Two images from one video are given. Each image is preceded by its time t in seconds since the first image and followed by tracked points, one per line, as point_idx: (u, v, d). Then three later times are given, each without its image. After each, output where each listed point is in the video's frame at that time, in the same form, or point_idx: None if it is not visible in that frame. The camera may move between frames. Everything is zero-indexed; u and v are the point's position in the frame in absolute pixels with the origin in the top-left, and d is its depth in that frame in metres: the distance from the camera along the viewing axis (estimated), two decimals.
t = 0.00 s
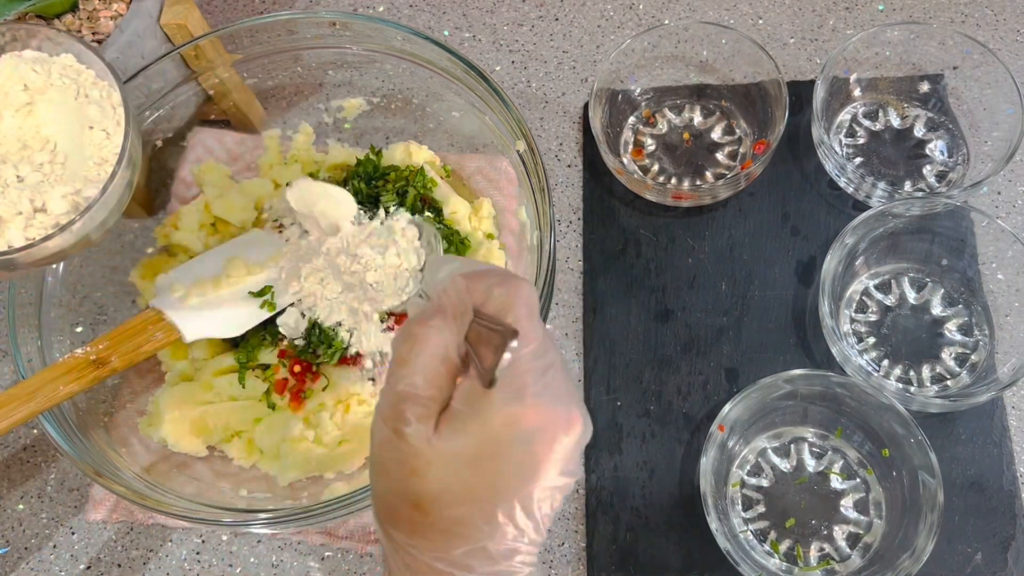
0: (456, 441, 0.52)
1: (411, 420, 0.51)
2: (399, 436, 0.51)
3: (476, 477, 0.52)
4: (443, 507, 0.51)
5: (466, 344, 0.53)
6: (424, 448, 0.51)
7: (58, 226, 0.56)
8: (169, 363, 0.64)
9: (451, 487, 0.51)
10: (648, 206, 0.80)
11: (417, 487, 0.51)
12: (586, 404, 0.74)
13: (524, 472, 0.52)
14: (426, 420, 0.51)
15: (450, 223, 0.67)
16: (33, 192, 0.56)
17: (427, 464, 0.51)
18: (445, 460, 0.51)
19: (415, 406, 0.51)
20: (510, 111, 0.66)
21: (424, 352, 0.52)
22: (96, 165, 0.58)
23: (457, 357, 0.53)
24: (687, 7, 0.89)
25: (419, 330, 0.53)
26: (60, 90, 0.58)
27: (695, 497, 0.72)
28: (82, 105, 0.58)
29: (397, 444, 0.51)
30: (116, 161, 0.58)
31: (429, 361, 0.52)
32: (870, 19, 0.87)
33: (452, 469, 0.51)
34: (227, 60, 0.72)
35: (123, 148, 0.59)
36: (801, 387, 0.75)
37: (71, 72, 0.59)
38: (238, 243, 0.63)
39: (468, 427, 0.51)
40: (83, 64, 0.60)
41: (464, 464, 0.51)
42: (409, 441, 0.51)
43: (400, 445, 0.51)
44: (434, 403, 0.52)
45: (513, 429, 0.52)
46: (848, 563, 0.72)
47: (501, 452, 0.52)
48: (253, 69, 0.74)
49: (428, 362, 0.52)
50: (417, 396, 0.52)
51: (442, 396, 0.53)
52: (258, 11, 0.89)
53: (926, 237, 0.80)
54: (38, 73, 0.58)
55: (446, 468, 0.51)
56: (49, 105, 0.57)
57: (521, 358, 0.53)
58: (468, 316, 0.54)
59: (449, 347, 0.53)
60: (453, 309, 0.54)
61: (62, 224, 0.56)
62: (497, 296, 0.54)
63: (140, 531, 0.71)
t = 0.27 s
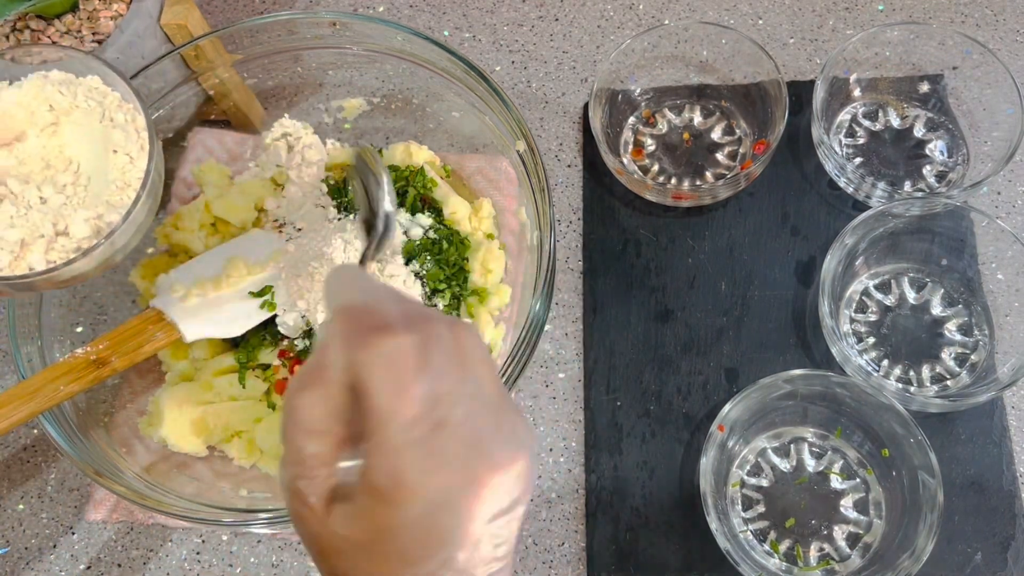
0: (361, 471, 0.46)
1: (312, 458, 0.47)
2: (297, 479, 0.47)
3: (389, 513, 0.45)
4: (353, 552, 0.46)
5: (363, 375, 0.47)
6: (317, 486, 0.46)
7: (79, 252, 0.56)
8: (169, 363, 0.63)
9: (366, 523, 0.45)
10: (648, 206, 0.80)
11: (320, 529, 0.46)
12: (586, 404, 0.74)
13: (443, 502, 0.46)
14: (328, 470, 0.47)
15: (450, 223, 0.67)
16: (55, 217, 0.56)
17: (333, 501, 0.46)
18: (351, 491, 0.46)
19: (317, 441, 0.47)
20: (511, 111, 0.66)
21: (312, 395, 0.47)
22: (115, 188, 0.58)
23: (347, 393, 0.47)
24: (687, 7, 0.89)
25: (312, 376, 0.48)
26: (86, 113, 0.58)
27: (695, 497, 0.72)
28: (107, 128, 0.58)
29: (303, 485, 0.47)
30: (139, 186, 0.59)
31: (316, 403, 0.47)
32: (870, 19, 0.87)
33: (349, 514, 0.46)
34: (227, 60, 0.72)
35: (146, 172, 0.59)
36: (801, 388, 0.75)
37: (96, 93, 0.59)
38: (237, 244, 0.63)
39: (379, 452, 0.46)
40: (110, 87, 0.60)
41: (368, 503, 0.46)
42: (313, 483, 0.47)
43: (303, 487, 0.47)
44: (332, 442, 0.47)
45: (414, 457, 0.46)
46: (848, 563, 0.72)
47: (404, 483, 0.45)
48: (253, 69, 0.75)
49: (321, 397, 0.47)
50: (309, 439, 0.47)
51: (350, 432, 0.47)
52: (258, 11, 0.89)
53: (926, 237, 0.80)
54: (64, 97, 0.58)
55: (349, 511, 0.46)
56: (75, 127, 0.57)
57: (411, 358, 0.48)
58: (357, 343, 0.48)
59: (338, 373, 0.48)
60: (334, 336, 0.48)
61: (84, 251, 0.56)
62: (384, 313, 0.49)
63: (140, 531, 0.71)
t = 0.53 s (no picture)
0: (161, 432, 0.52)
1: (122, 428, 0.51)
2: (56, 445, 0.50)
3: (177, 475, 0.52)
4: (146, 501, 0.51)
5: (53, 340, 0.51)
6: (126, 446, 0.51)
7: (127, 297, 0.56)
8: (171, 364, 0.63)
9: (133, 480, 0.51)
10: (648, 206, 0.80)
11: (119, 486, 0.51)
12: (586, 404, 0.74)
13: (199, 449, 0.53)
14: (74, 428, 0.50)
15: (450, 223, 0.67)
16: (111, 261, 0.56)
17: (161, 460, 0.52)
18: (165, 455, 0.52)
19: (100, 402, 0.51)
20: (511, 111, 0.66)
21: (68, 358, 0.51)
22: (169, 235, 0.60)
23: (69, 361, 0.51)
24: (687, 7, 0.89)
25: (99, 337, 0.51)
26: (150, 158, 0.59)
27: (695, 497, 0.72)
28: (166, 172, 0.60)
29: (138, 438, 0.51)
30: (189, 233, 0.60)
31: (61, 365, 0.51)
32: (870, 18, 0.87)
33: (110, 463, 0.51)
34: (228, 60, 0.72)
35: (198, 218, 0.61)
36: (801, 387, 0.75)
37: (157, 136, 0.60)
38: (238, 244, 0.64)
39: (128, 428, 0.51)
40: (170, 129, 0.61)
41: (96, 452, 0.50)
42: (120, 442, 0.51)
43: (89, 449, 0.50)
44: (69, 392, 0.51)
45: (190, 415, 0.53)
46: (848, 563, 0.72)
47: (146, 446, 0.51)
48: (253, 70, 0.75)
49: (114, 361, 0.52)
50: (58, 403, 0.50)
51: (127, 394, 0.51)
52: (258, 11, 0.89)
53: (926, 237, 0.80)
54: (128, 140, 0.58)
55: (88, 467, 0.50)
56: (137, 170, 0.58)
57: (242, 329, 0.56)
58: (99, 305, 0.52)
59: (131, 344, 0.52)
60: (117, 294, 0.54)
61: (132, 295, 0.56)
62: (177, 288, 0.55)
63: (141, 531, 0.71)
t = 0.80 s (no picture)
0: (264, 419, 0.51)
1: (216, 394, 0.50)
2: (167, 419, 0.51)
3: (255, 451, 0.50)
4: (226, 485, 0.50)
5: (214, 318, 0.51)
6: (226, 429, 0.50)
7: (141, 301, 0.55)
8: (169, 364, 0.62)
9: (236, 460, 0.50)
10: (648, 206, 0.80)
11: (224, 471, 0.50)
12: (586, 404, 0.74)
13: (286, 441, 0.51)
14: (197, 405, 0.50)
15: (450, 223, 0.67)
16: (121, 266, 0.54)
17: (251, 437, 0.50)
18: (246, 443, 0.50)
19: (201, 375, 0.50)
20: (511, 111, 0.66)
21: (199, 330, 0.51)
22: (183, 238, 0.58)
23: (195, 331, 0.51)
24: (687, 7, 0.89)
25: (208, 302, 0.51)
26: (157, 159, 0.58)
27: (696, 497, 0.72)
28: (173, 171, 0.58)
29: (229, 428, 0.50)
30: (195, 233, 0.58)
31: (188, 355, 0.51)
32: (870, 18, 0.87)
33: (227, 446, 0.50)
34: (227, 60, 0.73)
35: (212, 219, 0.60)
36: (801, 387, 0.75)
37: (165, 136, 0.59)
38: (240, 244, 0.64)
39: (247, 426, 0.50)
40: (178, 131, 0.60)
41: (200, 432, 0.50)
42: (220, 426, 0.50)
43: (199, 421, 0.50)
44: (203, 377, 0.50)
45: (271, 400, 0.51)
46: (848, 563, 0.72)
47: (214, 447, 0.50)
48: (253, 69, 0.75)
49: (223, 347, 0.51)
50: (185, 377, 0.50)
51: (237, 372, 0.51)
52: (258, 11, 0.89)
53: (926, 237, 0.80)
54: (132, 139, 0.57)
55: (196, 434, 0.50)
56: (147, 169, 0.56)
57: (348, 327, 0.54)
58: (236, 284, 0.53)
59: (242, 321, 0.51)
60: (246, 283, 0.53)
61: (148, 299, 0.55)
62: (292, 269, 0.54)
63: (141, 531, 0.71)
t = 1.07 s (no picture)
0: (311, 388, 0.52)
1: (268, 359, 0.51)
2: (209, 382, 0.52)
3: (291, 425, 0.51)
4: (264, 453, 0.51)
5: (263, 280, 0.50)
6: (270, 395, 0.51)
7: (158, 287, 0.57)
8: (168, 364, 0.64)
9: (278, 428, 0.51)
10: (648, 206, 0.80)
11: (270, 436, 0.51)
12: (587, 404, 0.74)
13: (325, 413, 0.51)
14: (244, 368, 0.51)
15: (450, 223, 0.67)
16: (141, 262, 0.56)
17: (290, 410, 0.51)
18: (298, 412, 0.51)
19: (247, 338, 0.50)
20: (511, 112, 0.66)
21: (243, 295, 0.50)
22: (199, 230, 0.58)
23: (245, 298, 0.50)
24: (687, 7, 0.89)
25: (263, 265, 0.50)
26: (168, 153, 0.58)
27: (696, 497, 0.72)
28: (189, 162, 0.58)
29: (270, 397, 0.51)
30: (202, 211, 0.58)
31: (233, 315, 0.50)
32: (870, 19, 0.87)
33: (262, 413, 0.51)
34: (228, 60, 0.73)
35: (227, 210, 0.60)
36: (801, 387, 0.75)
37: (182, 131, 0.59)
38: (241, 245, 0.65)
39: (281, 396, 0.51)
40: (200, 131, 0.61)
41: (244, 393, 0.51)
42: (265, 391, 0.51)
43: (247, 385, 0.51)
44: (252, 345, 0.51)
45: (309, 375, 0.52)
46: (848, 563, 0.72)
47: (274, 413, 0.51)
48: (253, 69, 0.75)
49: (271, 315, 0.50)
50: (235, 338, 0.50)
51: (290, 337, 0.51)
52: (258, 11, 0.89)
53: (926, 237, 0.80)
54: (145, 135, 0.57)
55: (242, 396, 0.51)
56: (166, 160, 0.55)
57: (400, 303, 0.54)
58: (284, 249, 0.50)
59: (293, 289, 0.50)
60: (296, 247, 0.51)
61: (164, 286, 0.57)
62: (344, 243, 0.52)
63: (141, 531, 0.71)
